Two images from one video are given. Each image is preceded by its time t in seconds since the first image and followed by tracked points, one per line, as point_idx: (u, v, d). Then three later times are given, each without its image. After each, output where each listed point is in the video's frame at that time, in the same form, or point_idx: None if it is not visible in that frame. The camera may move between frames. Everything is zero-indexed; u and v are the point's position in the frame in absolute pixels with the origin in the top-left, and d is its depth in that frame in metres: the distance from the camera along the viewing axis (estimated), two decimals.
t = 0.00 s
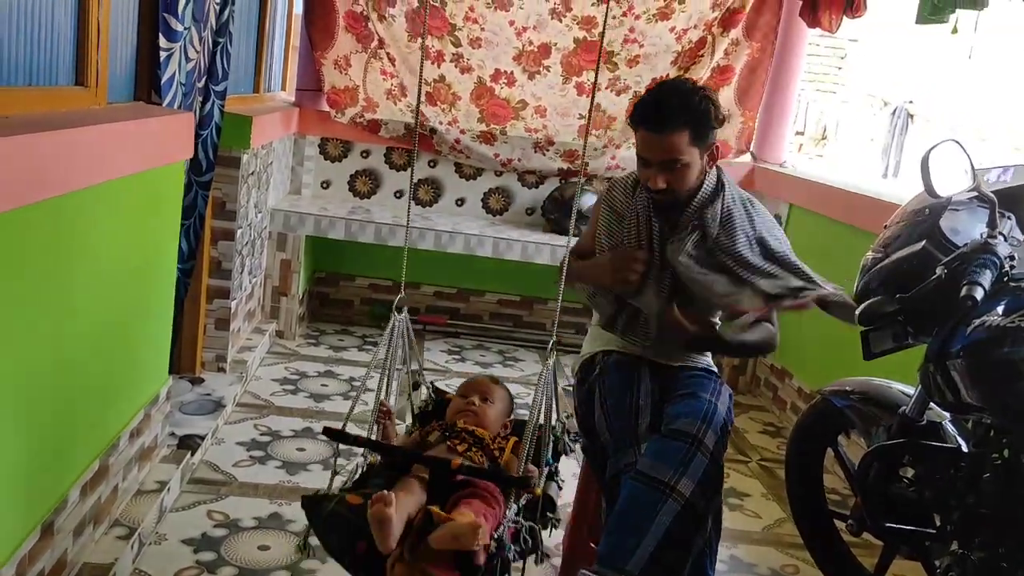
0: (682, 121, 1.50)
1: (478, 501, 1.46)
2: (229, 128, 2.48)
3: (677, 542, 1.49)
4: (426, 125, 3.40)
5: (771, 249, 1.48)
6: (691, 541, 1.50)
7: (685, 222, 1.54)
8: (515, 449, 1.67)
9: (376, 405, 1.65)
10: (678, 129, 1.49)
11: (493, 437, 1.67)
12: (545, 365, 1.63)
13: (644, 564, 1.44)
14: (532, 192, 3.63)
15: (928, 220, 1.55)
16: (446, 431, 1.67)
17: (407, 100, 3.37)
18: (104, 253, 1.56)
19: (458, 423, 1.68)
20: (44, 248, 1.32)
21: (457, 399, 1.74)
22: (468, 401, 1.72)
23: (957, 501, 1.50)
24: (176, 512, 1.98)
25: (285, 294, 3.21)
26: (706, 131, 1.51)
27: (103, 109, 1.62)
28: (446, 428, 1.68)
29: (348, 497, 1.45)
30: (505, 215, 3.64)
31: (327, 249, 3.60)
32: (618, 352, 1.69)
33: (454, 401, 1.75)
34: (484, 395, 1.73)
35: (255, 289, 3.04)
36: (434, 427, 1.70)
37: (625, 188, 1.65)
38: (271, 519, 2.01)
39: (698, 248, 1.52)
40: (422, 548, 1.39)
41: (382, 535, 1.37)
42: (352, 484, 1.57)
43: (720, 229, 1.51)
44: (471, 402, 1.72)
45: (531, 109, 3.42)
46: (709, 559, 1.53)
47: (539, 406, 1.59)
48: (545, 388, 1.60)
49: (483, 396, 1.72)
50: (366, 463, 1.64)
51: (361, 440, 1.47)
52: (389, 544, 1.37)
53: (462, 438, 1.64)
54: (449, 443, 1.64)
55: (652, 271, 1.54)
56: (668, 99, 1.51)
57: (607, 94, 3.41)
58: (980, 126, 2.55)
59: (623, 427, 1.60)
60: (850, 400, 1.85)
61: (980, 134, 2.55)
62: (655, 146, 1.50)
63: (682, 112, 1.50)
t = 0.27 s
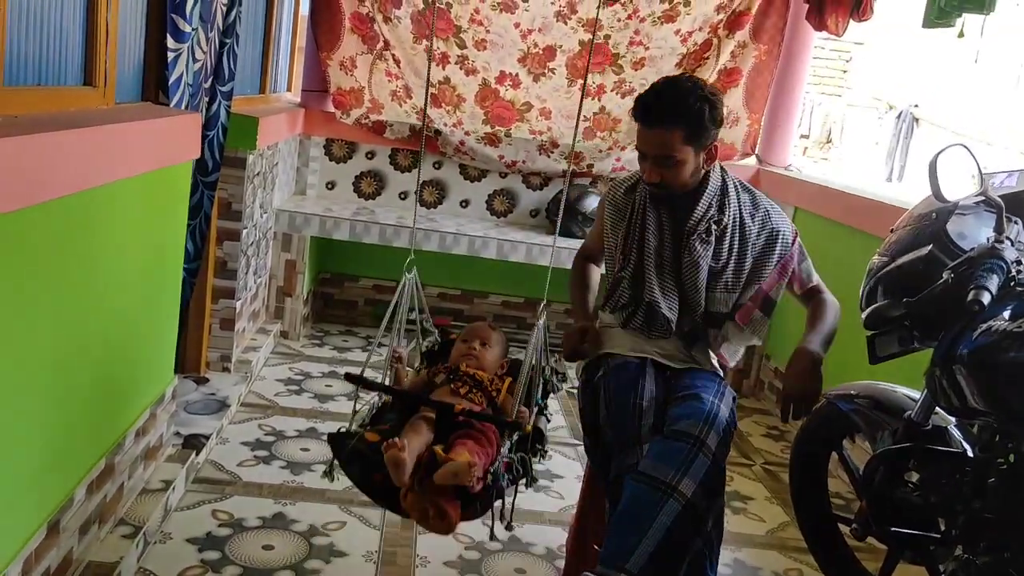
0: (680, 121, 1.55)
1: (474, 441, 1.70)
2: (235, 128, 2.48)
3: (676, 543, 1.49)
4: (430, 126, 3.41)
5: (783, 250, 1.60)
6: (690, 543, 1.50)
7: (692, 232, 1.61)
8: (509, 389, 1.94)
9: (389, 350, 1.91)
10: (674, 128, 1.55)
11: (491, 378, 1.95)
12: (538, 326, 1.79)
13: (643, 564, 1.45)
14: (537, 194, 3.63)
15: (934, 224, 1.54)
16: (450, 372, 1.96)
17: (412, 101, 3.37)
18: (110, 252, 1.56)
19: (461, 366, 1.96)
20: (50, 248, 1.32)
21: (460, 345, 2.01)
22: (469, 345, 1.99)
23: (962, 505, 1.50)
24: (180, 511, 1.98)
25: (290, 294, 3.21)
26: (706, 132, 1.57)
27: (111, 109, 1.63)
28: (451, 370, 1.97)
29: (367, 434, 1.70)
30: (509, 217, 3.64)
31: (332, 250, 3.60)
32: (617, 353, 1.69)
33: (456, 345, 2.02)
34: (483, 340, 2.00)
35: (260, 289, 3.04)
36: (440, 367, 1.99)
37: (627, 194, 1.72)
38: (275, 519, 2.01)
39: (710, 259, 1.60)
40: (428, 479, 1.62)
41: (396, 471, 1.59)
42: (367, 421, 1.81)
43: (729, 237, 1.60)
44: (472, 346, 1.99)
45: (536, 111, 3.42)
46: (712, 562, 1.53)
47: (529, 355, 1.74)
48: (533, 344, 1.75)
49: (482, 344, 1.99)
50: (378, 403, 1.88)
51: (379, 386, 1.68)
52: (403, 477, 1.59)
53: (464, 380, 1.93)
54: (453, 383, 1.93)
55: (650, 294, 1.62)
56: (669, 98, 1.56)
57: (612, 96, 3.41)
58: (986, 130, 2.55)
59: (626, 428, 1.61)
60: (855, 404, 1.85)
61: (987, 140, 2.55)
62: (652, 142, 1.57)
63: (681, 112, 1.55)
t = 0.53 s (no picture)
0: (690, 113, 1.56)
1: (478, 400, 1.76)
2: (242, 127, 2.48)
3: (687, 544, 1.49)
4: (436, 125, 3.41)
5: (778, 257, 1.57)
6: (704, 543, 1.50)
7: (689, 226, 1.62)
8: (511, 347, 1.98)
9: (401, 313, 1.92)
10: (684, 119, 1.56)
11: (493, 337, 1.99)
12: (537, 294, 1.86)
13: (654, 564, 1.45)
14: (542, 194, 3.64)
15: (942, 225, 1.54)
16: (456, 332, 2.00)
17: (418, 100, 3.37)
18: (117, 250, 1.56)
19: (465, 326, 2.00)
20: (57, 246, 1.31)
21: (463, 306, 2.03)
22: (473, 305, 2.02)
23: (968, 506, 1.50)
24: (186, 508, 1.99)
25: (295, 293, 3.21)
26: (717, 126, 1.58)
27: (118, 107, 1.63)
28: (455, 330, 2.01)
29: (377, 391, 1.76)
30: (515, 216, 3.64)
31: (337, 248, 3.60)
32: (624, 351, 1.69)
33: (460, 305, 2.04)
34: (486, 300, 2.02)
35: (265, 287, 3.05)
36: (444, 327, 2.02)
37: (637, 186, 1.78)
38: (280, 516, 2.01)
39: (705, 254, 1.60)
40: (435, 436, 1.68)
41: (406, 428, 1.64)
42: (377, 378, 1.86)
43: (726, 236, 1.59)
44: (476, 306, 2.01)
45: (542, 111, 3.42)
46: (722, 560, 1.54)
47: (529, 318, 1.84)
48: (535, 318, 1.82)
49: (485, 304, 2.02)
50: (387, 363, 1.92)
51: (389, 346, 1.75)
52: (412, 433, 1.65)
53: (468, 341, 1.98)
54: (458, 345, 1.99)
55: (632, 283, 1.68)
56: (680, 90, 1.58)
57: (617, 96, 3.41)
58: (993, 131, 2.55)
59: (634, 426, 1.60)
60: (861, 404, 1.85)
61: (993, 142, 2.55)
62: (664, 132, 1.58)
63: (691, 104, 1.56)
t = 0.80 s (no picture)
0: (693, 111, 1.56)
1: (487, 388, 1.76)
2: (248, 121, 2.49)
3: (672, 535, 1.49)
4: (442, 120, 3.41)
5: (764, 261, 1.56)
6: (690, 535, 1.50)
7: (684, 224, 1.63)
8: (514, 333, 1.98)
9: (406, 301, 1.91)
10: (688, 117, 1.56)
11: (497, 323, 1.99)
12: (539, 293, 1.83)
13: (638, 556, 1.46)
14: (548, 189, 3.63)
15: (948, 220, 1.53)
16: (459, 318, 1.99)
17: (423, 95, 3.37)
18: (117, 250, 1.54)
19: (468, 313, 1.99)
20: (59, 242, 1.31)
21: (464, 294, 2.04)
22: (475, 293, 2.02)
23: (973, 502, 1.49)
24: (192, 502, 1.99)
25: (301, 288, 3.22)
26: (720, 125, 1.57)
27: (125, 101, 1.63)
28: (459, 317, 2.00)
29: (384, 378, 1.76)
30: (520, 211, 3.64)
31: (343, 243, 3.61)
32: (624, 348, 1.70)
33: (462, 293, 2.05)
34: (487, 288, 2.02)
35: (271, 282, 3.05)
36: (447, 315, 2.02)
37: (642, 182, 1.79)
38: (286, 510, 2.02)
39: (698, 254, 1.60)
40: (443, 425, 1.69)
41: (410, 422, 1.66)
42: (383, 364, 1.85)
43: (718, 238, 1.59)
44: (478, 293, 2.02)
45: (548, 106, 3.42)
46: (713, 553, 1.53)
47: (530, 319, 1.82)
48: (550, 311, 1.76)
49: (487, 291, 2.02)
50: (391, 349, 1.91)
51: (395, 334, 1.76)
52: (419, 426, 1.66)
53: (472, 327, 1.97)
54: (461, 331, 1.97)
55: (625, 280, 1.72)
56: (685, 87, 1.58)
57: (624, 91, 3.40)
58: (1001, 127, 2.54)
59: (628, 420, 1.61)
60: (867, 400, 1.84)
61: (1000, 137, 2.54)
62: (666, 129, 1.58)
63: (695, 102, 1.56)
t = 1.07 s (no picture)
0: (701, 96, 1.54)
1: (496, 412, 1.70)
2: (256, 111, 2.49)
3: (673, 523, 1.48)
4: (450, 111, 3.41)
5: (774, 247, 1.56)
6: (690, 523, 1.50)
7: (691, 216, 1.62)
8: (519, 353, 1.96)
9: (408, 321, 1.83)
10: (697, 102, 1.53)
11: (501, 344, 1.98)
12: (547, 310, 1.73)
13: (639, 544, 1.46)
14: (556, 179, 3.62)
15: (960, 207, 1.52)
16: (463, 339, 1.98)
17: (431, 86, 3.36)
18: (122, 244, 1.53)
19: (472, 334, 1.99)
20: (62, 237, 1.30)
21: (464, 315, 2.05)
22: (476, 314, 2.04)
23: (983, 490, 1.48)
24: (201, 491, 2.00)
25: (310, 278, 3.22)
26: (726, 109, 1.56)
27: (133, 90, 1.63)
28: (462, 338, 1.99)
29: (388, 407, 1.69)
30: (529, 202, 3.63)
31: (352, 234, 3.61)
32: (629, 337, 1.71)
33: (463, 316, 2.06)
34: (488, 308, 2.04)
35: (280, 273, 3.06)
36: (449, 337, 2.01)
37: (640, 177, 1.77)
38: (295, 499, 2.02)
39: (707, 245, 1.59)
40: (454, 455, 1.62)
41: (417, 457, 1.58)
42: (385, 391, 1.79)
43: (727, 227, 1.58)
44: (478, 314, 2.04)
45: (556, 96, 3.40)
46: (714, 542, 1.52)
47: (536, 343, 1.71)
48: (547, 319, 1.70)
49: (487, 313, 2.04)
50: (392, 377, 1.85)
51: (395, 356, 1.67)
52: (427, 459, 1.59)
53: (477, 347, 1.95)
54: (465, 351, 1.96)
55: (636, 280, 1.71)
56: (689, 73, 1.55)
57: (632, 81, 3.39)
58: (1012, 115, 2.51)
59: (633, 410, 1.63)
60: (877, 389, 1.84)
61: (1011, 125, 2.52)
62: (670, 117, 1.56)
63: (700, 87, 1.54)
